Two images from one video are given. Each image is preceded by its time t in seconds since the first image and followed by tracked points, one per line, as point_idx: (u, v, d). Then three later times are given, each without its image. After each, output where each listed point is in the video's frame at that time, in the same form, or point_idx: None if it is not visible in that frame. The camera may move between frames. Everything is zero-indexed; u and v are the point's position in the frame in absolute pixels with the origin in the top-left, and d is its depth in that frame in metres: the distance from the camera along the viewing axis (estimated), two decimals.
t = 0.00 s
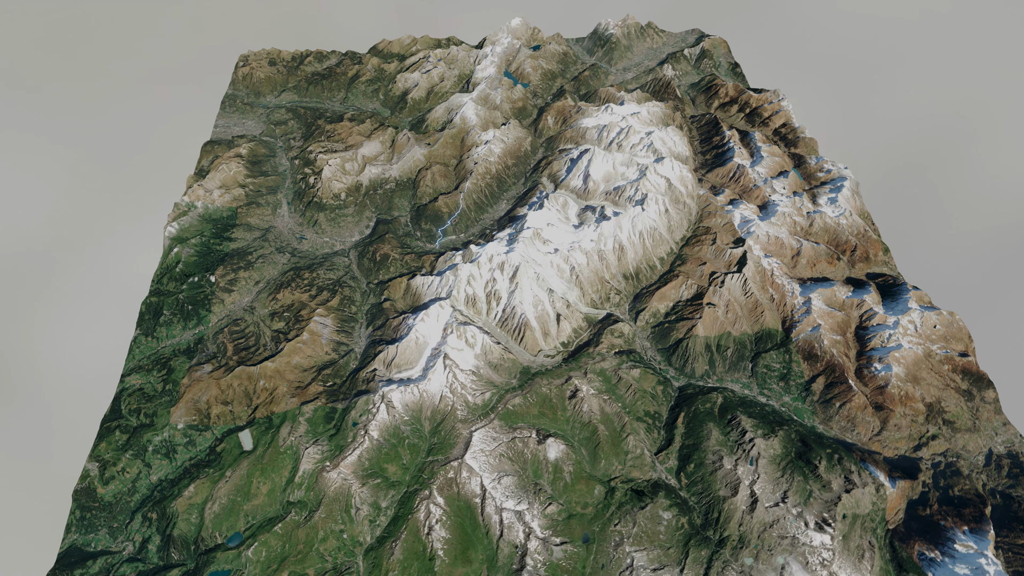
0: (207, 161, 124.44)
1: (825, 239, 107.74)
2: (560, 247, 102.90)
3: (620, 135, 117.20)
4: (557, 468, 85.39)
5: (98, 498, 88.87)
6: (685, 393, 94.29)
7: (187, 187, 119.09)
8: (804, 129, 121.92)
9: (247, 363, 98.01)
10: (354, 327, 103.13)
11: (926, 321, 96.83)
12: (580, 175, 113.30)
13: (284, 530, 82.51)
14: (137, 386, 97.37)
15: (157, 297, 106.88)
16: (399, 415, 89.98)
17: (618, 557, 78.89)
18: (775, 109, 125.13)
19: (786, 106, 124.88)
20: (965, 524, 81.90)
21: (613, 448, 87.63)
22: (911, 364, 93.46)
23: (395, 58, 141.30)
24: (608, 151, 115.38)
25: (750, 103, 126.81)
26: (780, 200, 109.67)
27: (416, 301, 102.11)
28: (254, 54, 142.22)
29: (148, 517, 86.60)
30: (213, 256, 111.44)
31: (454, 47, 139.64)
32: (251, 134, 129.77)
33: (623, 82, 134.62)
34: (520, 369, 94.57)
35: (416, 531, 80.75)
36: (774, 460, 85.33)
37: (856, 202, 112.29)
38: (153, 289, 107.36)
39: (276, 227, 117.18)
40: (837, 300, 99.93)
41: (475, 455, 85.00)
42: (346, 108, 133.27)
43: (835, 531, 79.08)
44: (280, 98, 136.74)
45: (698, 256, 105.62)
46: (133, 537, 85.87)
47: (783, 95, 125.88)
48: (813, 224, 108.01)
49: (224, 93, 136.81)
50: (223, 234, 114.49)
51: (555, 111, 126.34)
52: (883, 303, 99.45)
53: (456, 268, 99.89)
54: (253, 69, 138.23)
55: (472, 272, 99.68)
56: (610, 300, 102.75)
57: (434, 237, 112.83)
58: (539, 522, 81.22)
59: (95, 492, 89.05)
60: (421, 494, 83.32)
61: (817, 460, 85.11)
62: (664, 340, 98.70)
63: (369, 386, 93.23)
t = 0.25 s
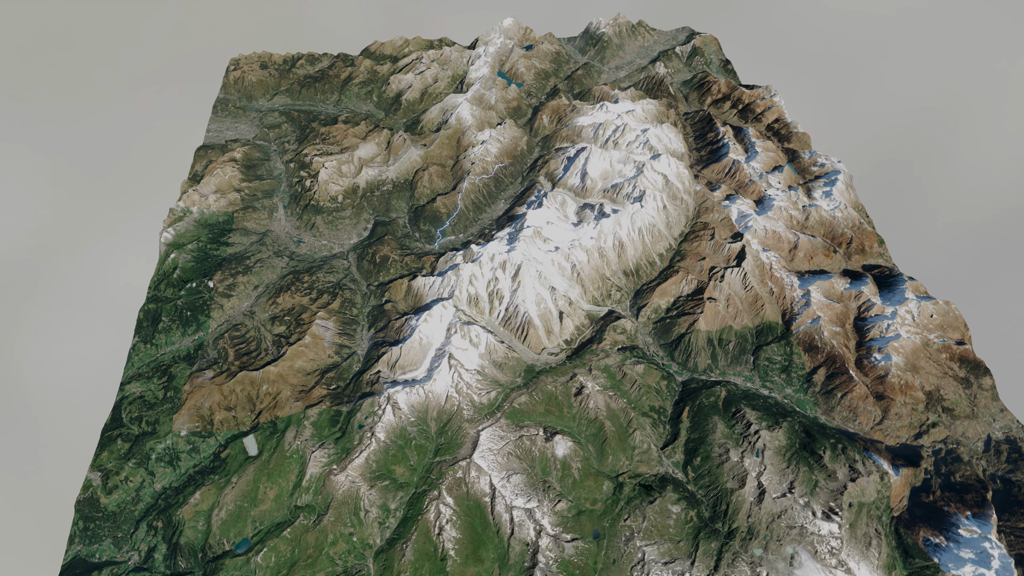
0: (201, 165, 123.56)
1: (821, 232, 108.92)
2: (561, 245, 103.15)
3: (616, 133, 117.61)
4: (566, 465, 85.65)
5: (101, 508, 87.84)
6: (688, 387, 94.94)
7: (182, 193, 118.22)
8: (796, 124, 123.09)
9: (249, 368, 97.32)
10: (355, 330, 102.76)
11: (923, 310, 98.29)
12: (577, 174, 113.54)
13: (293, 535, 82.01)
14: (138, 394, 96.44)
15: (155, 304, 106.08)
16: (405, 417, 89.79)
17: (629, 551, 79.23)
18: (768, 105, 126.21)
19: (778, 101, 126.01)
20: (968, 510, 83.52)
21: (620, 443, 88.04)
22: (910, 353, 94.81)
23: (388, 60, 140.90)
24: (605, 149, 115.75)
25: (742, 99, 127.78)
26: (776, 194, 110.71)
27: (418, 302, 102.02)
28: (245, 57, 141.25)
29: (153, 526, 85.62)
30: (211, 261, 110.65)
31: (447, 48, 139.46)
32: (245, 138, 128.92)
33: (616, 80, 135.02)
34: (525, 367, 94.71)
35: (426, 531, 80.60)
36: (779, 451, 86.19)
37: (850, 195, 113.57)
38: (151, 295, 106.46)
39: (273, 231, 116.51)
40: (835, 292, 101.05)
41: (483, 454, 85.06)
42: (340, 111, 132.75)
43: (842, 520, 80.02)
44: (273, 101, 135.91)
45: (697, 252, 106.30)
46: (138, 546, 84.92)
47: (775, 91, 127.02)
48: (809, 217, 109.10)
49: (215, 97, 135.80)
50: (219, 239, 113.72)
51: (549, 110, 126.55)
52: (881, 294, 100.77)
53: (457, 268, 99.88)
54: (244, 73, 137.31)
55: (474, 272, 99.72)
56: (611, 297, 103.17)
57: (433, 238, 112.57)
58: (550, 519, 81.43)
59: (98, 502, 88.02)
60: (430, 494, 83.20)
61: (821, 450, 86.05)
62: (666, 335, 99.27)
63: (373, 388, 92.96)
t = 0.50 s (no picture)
0: (195, 171, 122.72)
1: (817, 226, 110.07)
2: (561, 244, 103.49)
3: (611, 131, 118.07)
4: (573, 462, 85.92)
5: (105, 518, 86.81)
6: (691, 382, 95.66)
7: (177, 198, 117.37)
8: (789, 119, 124.24)
9: (251, 374, 96.70)
10: (357, 332, 102.40)
11: (920, 301, 99.75)
12: (575, 172, 113.90)
13: (302, 540, 81.52)
14: (139, 403, 95.55)
15: (153, 311, 105.23)
16: (411, 418, 89.66)
17: (640, 546, 79.70)
18: (760, 101, 127.24)
19: (770, 98, 127.10)
20: (970, 495, 84.88)
21: (626, 439, 88.48)
22: (908, 343, 96.18)
23: (380, 62, 140.57)
24: (601, 147, 116.21)
25: (735, 96, 128.69)
26: (771, 189, 111.75)
27: (419, 303, 101.90)
28: (236, 61, 140.35)
29: (158, 535, 84.70)
30: (208, 267, 109.87)
31: (439, 49, 139.39)
32: (238, 143, 128.17)
33: (609, 79, 135.29)
34: (529, 366, 94.85)
35: (437, 532, 80.45)
36: (784, 443, 87.05)
37: (844, 188, 114.78)
38: (148, 302, 105.55)
39: (270, 235, 115.90)
40: (833, 284, 102.22)
41: (491, 454, 85.17)
42: (334, 114, 132.27)
43: (848, 508, 80.99)
44: (265, 105, 135.14)
45: (696, 247, 106.99)
46: (144, 556, 83.96)
47: (767, 87, 128.11)
48: (804, 211, 110.19)
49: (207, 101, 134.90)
50: (216, 244, 112.93)
51: (544, 110, 126.86)
52: (877, 285, 102.10)
53: (459, 268, 99.94)
54: (236, 77, 136.50)
55: (475, 272, 99.81)
56: (612, 294, 103.65)
57: (432, 239, 112.41)
58: (559, 516, 81.67)
59: (102, 512, 87.03)
60: (439, 495, 83.10)
61: (825, 441, 87.03)
62: (668, 331, 99.93)
63: (378, 391, 92.69)
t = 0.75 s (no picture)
0: (188, 176, 121.59)
1: (812, 219, 111.05)
2: (561, 243, 103.65)
3: (607, 129, 118.30)
4: (581, 460, 86.13)
5: (109, 529, 85.77)
6: (694, 377, 96.29)
7: (171, 204, 116.22)
8: (781, 115, 125.13)
9: (253, 380, 95.92)
10: (359, 336, 101.91)
11: (916, 291, 101.09)
12: (572, 171, 114.06)
13: (311, 545, 80.99)
14: (139, 412, 94.52)
15: (150, 319, 104.11)
16: (417, 420, 89.44)
17: (650, 541, 80.16)
18: (752, 97, 128.02)
19: (762, 94, 127.94)
20: (971, 482, 86.37)
21: (633, 435, 88.87)
22: (906, 333, 97.47)
23: (372, 63, 139.90)
24: (597, 146, 116.45)
25: (727, 92, 129.32)
26: (767, 184, 112.62)
27: (421, 305, 101.66)
28: (226, 65, 139.10)
29: (164, 545, 83.77)
30: (205, 273, 108.88)
31: (432, 50, 138.97)
32: (231, 147, 127.08)
33: (602, 78, 135.30)
34: (533, 365, 94.94)
35: (447, 534, 80.36)
36: (788, 435, 87.88)
37: (838, 182, 115.91)
38: (145, 310, 104.42)
39: (267, 240, 115.02)
40: (830, 277, 103.25)
41: (499, 454, 85.25)
42: (327, 116, 131.49)
43: (854, 498, 81.91)
44: (257, 109, 134.09)
45: (694, 243, 107.58)
46: (150, 566, 83.03)
47: (759, 83, 128.94)
48: (800, 205, 111.15)
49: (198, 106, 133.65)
50: (213, 249, 111.96)
51: (539, 109, 126.89)
52: (874, 278, 103.28)
53: (460, 269, 99.80)
54: (227, 80, 135.32)
55: (477, 272, 99.76)
56: (613, 291, 104.00)
57: (431, 240, 112.09)
58: (569, 514, 81.91)
59: (105, 524, 85.95)
60: (448, 496, 83.00)
61: (829, 432, 87.96)
62: (669, 327, 100.46)
63: (382, 394, 92.35)
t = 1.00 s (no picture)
0: (181, 182, 120.49)
1: (808, 214, 111.99)
2: (561, 241, 103.84)
3: (602, 128, 118.57)
4: (589, 457, 86.34)
5: (113, 541, 84.70)
6: (697, 372, 96.89)
7: (165, 211, 115.09)
8: (773, 111, 126.03)
9: (256, 386, 95.16)
10: (360, 339, 101.46)
11: (911, 283, 102.45)
12: (569, 170, 114.24)
13: (321, 551, 80.50)
14: (140, 421, 93.45)
15: (148, 327, 102.99)
16: (423, 422, 89.25)
17: (660, 537, 80.63)
18: (744, 94, 128.78)
19: (754, 90, 128.77)
20: (972, 469, 87.76)
21: (639, 432, 89.29)
22: (903, 324, 98.80)
23: (364, 66, 139.33)
24: (593, 144, 116.75)
25: (719, 89, 130.03)
26: (761, 180, 113.62)
27: (423, 307, 101.41)
28: (216, 69, 137.98)
29: (170, 555, 82.81)
30: (202, 279, 107.88)
31: (424, 51, 138.64)
32: (224, 152, 126.07)
33: (594, 77, 135.55)
34: (537, 364, 95.00)
35: (457, 535, 80.22)
36: (792, 428, 88.69)
37: (832, 176, 117.08)
38: (142, 318, 103.31)
39: (263, 245, 114.20)
40: (828, 270, 104.31)
41: (506, 454, 85.33)
42: (321, 119, 130.81)
43: (860, 488, 82.85)
44: (249, 113, 133.12)
45: (693, 239, 108.20)
46: None
47: (750, 80, 129.76)
48: (795, 200, 112.10)
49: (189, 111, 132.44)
50: (209, 255, 111.01)
51: (534, 109, 127.10)
52: (870, 270, 104.48)
53: (461, 270, 99.67)
54: (217, 85, 134.21)
55: (478, 273, 99.67)
56: (614, 289, 104.34)
57: (429, 242, 111.83)
58: (579, 512, 82.13)
59: (109, 535, 84.86)
60: (457, 498, 82.89)
61: (832, 424, 88.89)
62: (671, 323, 101.02)
63: (387, 397, 92.04)
